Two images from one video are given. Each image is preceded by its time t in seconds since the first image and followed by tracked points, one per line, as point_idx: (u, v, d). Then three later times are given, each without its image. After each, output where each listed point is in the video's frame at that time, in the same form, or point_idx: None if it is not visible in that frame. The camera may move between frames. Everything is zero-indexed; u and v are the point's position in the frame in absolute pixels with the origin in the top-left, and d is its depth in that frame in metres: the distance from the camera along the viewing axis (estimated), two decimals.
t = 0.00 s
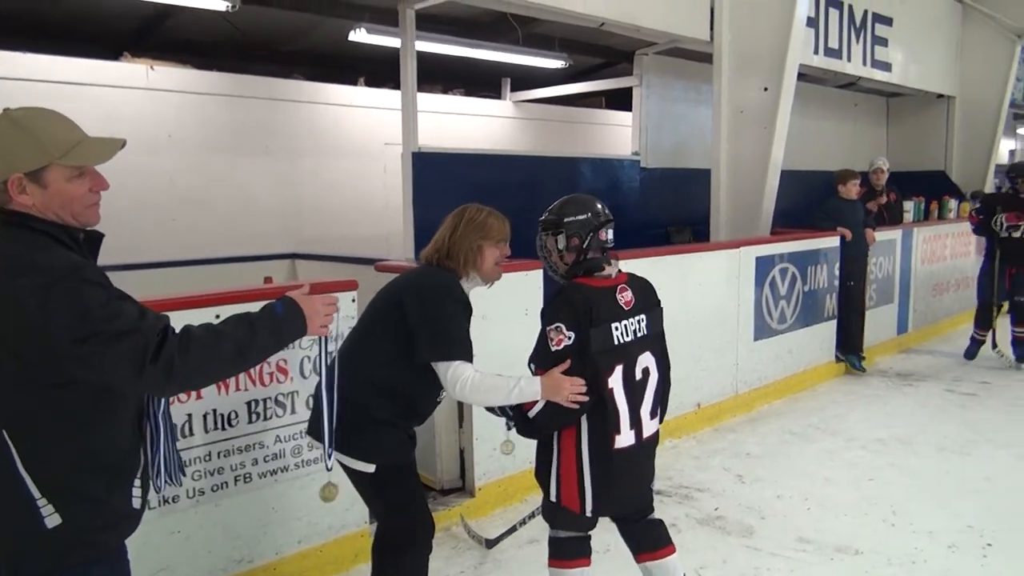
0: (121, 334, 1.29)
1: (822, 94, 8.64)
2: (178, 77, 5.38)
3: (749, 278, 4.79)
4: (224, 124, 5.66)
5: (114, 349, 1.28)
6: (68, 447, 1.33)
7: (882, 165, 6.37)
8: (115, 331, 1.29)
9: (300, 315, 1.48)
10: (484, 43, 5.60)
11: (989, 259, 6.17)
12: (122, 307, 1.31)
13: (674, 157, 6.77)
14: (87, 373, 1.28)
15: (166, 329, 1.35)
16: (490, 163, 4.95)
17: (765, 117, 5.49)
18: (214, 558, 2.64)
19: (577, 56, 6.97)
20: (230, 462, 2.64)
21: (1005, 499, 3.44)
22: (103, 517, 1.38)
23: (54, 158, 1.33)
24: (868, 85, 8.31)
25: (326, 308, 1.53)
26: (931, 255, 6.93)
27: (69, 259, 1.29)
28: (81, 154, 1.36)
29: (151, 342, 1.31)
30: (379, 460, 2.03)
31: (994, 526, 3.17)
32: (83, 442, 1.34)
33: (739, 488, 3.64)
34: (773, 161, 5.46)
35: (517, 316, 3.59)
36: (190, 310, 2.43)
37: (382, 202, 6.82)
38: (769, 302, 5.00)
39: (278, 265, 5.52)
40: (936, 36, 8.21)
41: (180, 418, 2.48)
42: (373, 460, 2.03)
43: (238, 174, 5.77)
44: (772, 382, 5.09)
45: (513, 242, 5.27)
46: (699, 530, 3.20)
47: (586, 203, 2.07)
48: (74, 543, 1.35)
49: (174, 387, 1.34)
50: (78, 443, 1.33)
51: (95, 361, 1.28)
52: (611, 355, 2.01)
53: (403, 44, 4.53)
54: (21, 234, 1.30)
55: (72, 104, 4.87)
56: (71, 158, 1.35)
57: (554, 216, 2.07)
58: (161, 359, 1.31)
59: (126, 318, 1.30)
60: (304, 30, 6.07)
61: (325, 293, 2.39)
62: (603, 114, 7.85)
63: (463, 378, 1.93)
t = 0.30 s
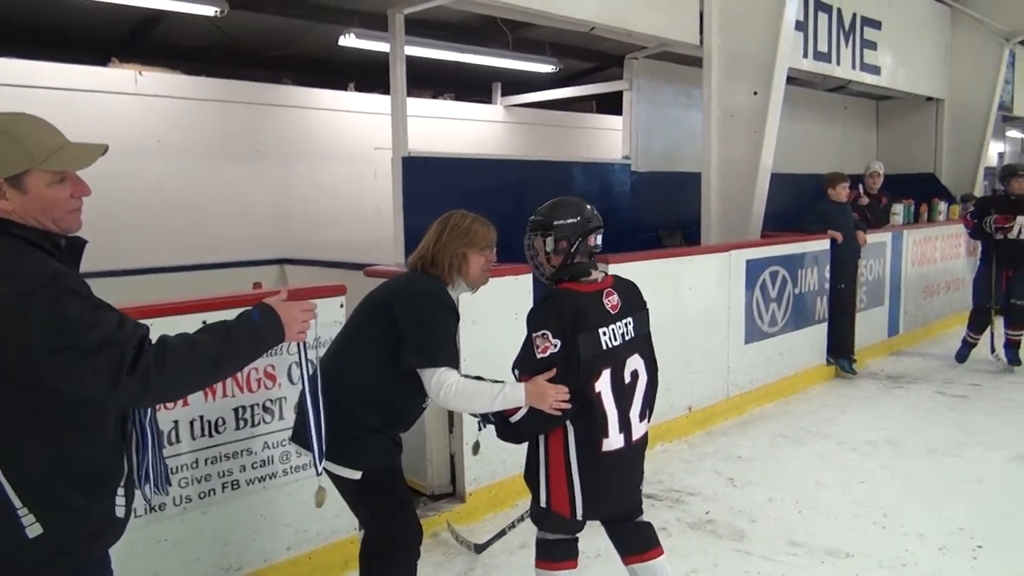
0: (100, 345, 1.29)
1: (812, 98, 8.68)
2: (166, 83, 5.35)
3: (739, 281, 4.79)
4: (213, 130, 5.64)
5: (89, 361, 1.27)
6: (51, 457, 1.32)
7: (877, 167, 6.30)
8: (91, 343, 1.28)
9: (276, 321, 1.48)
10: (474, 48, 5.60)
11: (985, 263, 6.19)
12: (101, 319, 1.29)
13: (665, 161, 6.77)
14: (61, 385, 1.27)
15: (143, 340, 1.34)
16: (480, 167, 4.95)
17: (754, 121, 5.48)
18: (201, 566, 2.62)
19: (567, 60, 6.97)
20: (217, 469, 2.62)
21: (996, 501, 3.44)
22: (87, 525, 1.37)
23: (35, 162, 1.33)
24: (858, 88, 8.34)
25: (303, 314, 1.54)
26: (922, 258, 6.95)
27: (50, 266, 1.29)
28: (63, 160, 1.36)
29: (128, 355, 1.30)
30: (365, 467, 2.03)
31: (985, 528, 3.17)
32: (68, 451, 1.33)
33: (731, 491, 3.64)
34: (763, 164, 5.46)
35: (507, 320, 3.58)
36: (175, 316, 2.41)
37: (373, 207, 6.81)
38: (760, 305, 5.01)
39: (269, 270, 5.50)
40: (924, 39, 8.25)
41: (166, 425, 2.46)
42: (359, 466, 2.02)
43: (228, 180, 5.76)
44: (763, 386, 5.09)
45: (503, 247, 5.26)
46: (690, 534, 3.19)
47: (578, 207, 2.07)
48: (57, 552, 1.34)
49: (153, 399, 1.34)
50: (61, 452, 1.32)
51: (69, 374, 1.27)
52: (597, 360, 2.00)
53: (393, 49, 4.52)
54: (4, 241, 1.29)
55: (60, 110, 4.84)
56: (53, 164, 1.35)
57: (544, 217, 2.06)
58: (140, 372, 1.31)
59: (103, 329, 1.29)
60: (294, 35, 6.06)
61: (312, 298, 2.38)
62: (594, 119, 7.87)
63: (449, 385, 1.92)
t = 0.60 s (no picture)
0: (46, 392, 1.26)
1: (804, 101, 8.69)
2: (157, 89, 5.34)
3: (731, 284, 4.79)
4: (204, 136, 5.63)
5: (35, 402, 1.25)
6: (20, 474, 1.30)
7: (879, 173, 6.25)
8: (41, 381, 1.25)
9: (213, 342, 1.44)
10: (466, 52, 5.59)
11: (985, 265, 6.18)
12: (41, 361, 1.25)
13: (658, 165, 6.77)
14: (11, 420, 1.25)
15: (93, 373, 1.31)
16: (471, 172, 4.94)
17: (745, 124, 5.47)
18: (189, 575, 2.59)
19: (560, 64, 6.97)
20: (205, 477, 2.60)
21: (989, 504, 3.43)
22: (66, 538, 1.36)
23: (16, 169, 1.33)
24: (850, 91, 8.35)
25: (240, 322, 1.50)
26: (915, 260, 6.95)
27: (29, 276, 1.29)
28: (43, 166, 1.36)
29: (76, 396, 1.27)
30: (354, 474, 2.00)
31: (978, 531, 3.16)
32: (44, 465, 1.32)
33: (724, 495, 3.62)
34: (755, 167, 5.46)
35: (498, 325, 3.56)
36: (161, 322, 2.39)
37: (365, 212, 6.80)
38: (753, 309, 5.00)
39: (260, 276, 5.47)
40: (916, 42, 8.27)
41: (153, 433, 2.44)
42: (347, 473, 1.99)
43: (220, 186, 5.74)
44: (757, 389, 5.08)
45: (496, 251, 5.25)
46: (682, 539, 3.17)
47: (567, 211, 2.05)
48: (34, 564, 1.33)
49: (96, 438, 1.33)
50: (36, 467, 1.31)
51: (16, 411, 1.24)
52: (580, 364, 1.98)
53: (383, 54, 4.51)
54: None
55: (49, 117, 4.82)
56: (33, 170, 1.35)
57: (534, 220, 2.05)
58: (81, 420, 1.28)
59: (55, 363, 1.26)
60: (286, 40, 6.05)
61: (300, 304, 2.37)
62: (587, 122, 7.87)
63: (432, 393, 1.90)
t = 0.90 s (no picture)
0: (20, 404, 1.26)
1: (802, 104, 8.69)
2: (152, 95, 5.34)
3: (728, 289, 4.77)
4: (201, 142, 5.63)
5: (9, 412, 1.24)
6: None
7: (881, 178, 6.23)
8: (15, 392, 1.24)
9: (191, 356, 1.43)
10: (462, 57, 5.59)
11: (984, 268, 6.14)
12: (16, 372, 1.26)
13: (655, 169, 6.77)
14: None
15: (68, 386, 1.29)
16: (467, 177, 4.93)
17: (742, 128, 5.46)
18: None
19: (556, 69, 6.98)
20: (196, 484, 2.58)
21: (987, 508, 3.41)
22: (47, 551, 1.35)
23: None
24: (848, 95, 8.35)
25: (219, 335, 1.49)
26: (913, 263, 6.94)
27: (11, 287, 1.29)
28: (27, 172, 1.36)
29: (49, 408, 1.26)
30: (348, 481, 1.98)
31: (975, 535, 3.14)
32: (23, 475, 1.31)
33: (720, 501, 3.61)
34: (752, 171, 5.45)
35: (492, 330, 3.55)
36: (152, 330, 2.38)
37: (362, 217, 6.80)
38: (750, 313, 4.98)
39: (256, 283, 5.47)
40: (913, 45, 8.27)
41: (145, 440, 2.43)
42: (341, 480, 1.98)
43: (215, 192, 5.74)
44: (755, 394, 5.06)
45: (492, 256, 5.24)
46: (679, 545, 3.15)
47: (556, 217, 2.04)
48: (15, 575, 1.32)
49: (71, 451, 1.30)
50: (15, 477, 1.31)
51: None
52: (568, 370, 1.97)
53: (379, 60, 4.51)
54: None
55: (45, 124, 4.83)
56: (17, 176, 1.34)
57: (523, 225, 2.04)
58: (54, 432, 1.26)
59: (28, 374, 1.26)
60: (282, 46, 6.05)
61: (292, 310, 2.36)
62: (584, 127, 7.87)
63: (422, 399, 1.89)
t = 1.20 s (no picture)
0: (10, 409, 1.26)
1: (805, 108, 8.67)
2: (154, 101, 5.36)
3: (731, 293, 4.76)
4: (204, 148, 5.65)
5: None
6: None
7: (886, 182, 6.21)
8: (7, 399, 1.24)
9: (181, 364, 1.44)
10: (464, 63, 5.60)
11: (988, 272, 6.10)
12: (8, 377, 1.26)
13: (657, 173, 6.76)
14: None
15: (59, 392, 1.30)
16: (468, 182, 4.93)
17: (744, 132, 5.46)
18: None
19: (559, 74, 6.98)
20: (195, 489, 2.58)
21: (991, 513, 3.38)
22: (36, 558, 1.34)
23: None
24: (851, 98, 8.33)
25: (211, 345, 1.50)
26: (917, 266, 6.91)
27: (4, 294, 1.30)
28: (21, 179, 1.36)
29: (40, 415, 1.26)
30: (345, 484, 1.98)
31: (979, 540, 3.11)
32: (11, 483, 1.31)
33: (722, 505, 3.59)
34: (754, 175, 5.46)
35: (493, 335, 3.55)
36: (151, 335, 2.38)
37: (365, 222, 6.81)
38: (752, 317, 4.97)
39: (258, 288, 5.48)
40: (917, 49, 8.25)
41: (144, 446, 2.43)
42: (338, 484, 1.97)
43: (218, 198, 5.76)
44: (758, 398, 5.04)
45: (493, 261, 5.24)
46: (679, 550, 3.14)
47: (569, 222, 2.03)
48: None
49: (60, 459, 1.30)
50: (3, 485, 1.30)
51: None
52: (577, 375, 1.97)
53: (380, 65, 4.53)
54: None
55: (50, 130, 4.86)
56: (11, 183, 1.35)
57: (535, 230, 2.03)
58: (44, 439, 1.26)
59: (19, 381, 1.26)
60: (285, 52, 6.08)
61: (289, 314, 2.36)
62: (587, 132, 7.88)
63: (423, 402, 1.88)
